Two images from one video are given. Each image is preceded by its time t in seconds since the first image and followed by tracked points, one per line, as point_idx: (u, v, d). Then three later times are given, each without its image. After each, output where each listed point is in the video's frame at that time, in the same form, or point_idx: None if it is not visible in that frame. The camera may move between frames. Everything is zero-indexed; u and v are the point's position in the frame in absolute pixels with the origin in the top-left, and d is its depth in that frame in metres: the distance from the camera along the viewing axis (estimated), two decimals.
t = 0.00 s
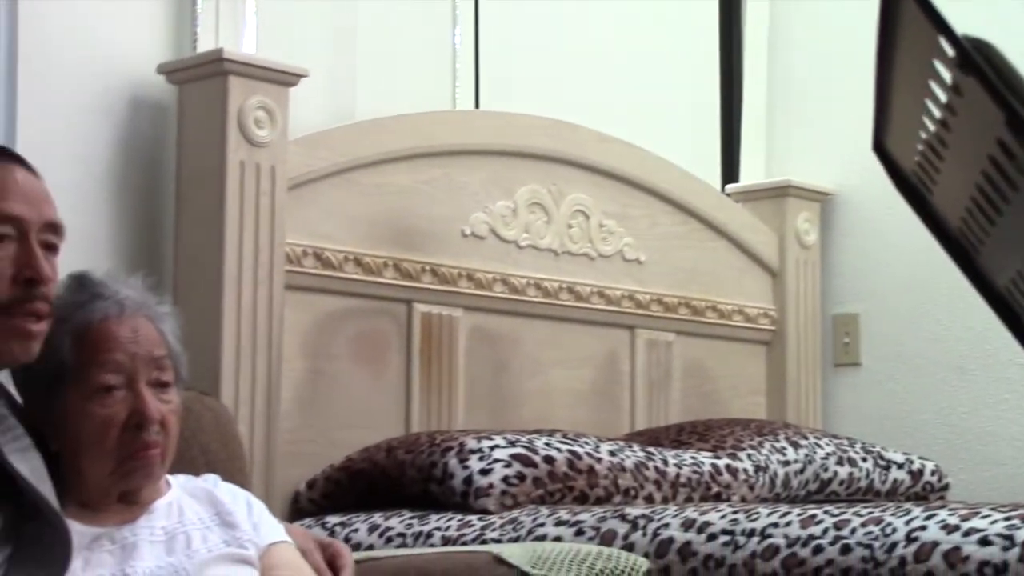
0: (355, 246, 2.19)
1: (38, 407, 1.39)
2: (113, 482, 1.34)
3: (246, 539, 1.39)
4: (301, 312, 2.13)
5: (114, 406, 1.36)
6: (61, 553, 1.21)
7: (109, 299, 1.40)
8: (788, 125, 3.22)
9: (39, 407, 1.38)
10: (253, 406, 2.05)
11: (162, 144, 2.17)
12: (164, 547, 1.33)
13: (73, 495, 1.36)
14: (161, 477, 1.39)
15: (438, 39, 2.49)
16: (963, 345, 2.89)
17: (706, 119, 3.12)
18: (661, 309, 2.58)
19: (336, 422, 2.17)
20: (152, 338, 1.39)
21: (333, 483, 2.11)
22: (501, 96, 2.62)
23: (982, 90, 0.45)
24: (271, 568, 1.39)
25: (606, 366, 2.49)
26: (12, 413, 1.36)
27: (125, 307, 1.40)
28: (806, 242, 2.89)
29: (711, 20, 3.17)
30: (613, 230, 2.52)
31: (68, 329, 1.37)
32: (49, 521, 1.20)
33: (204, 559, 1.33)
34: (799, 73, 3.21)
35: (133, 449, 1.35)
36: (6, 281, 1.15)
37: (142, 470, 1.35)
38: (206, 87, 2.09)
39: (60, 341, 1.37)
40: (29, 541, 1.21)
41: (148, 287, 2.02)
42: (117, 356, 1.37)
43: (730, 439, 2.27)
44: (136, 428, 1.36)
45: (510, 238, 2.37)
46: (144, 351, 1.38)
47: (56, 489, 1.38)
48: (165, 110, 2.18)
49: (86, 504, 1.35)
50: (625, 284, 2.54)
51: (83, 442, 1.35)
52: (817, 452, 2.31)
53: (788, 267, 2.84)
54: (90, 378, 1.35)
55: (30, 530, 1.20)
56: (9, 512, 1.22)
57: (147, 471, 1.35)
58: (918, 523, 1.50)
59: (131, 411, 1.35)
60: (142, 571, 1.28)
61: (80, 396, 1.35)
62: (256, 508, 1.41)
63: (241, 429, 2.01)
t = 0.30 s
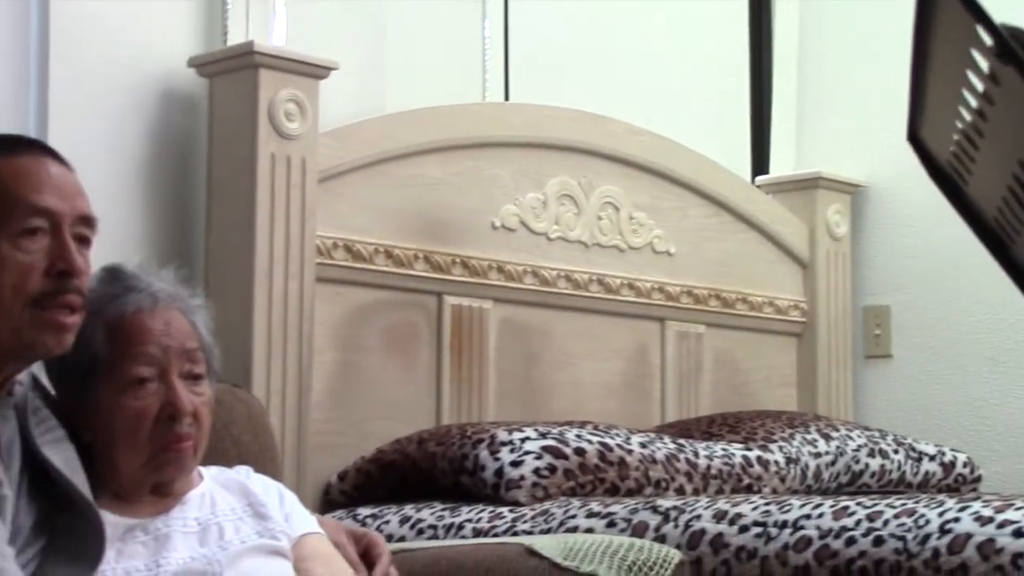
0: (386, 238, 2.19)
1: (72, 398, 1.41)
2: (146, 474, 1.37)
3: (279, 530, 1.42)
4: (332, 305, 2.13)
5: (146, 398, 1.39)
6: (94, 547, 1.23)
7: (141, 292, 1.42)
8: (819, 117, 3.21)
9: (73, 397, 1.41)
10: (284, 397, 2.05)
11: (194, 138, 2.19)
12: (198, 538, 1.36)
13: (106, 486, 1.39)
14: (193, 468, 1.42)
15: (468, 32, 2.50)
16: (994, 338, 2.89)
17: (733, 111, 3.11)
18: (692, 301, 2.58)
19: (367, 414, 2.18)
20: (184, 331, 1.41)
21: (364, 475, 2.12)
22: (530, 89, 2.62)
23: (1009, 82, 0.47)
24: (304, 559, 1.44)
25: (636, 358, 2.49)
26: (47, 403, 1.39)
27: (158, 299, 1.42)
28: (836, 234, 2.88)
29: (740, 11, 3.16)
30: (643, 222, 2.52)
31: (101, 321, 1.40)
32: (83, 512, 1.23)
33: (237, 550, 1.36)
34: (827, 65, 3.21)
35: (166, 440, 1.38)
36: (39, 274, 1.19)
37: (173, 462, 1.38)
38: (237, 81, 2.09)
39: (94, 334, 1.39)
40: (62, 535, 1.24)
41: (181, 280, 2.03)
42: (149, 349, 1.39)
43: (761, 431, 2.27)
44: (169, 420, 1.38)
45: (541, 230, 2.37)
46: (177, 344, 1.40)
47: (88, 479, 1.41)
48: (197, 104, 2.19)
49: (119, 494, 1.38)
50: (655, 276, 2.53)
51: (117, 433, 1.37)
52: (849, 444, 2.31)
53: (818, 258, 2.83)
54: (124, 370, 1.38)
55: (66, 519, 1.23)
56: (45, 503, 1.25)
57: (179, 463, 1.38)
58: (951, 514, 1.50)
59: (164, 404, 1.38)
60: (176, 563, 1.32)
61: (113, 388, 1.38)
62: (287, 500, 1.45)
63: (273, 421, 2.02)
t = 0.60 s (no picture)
0: (416, 227, 2.19)
1: (103, 385, 1.41)
2: (179, 462, 1.37)
3: (311, 518, 1.43)
4: (363, 293, 2.14)
5: (179, 387, 1.38)
6: (128, 535, 1.21)
7: (173, 280, 1.42)
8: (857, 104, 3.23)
9: (104, 384, 1.40)
10: (315, 385, 2.06)
11: (224, 126, 2.19)
12: (231, 526, 1.36)
13: (139, 474, 1.39)
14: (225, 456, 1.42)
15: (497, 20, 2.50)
16: None
17: (760, 100, 3.11)
18: (721, 289, 2.57)
19: (397, 402, 2.18)
20: (216, 319, 1.41)
21: (395, 464, 2.12)
22: (559, 77, 2.62)
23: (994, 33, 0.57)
24: (337, 547, 1.45)
25: (666, 346, 2.49)
26: (78, 391, 1.38)
27: (190, 287, 1.41)
28: (866, 222, 2.87)
29: None
30: (672, 210, 2.52)
31: (133, 309, 1.39)
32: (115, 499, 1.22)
33: (271, 537, 1.37)
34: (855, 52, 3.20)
35: (199, 430, 1.37)
36: (71, 262, 1.19)
37: (205, 451, 1.38)
38: (267, 70, 2.09)
39: (126, 322, 1.39)
40: (95, 525, 1.21)
41: (213, 268, 2.04)
42: (182, 337, 1.39)
43: (792, 419, 2.27)
44: (201, 408, 1.38)
45: (570, 218, 2.36)
46: (209, 332, 1.40)
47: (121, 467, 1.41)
48: (226, 93, 2.20)
49: (152, 482, 1.38)
50: (685, 265, 2.53)
51: (150, 422, 1.37)
52: (880, 433, 2.31)
53: (849, 246, 2.82)
54: (156, 359, 1.37)
55: (98, 508, 1.21)
56: (78, 493, 1.23)
57: (212, 451, 1.38)
58: (985, 502, 1.51)
59: (196, 392, 1.38)
60: (210, 550, 1.32)
61: (145, 376, 1.37)
62: (319, 487, 1.45)
63: (303, 409, 2.02)
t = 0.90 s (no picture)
0: (446, 213, 2.19)
1: (134, 371, 1.42)
2: (212, 447, 1.39)
3: (342, 503, 1.45)
4: (394, 280, 2.14)
5: (210, 372, 1.40)
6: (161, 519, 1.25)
7: (204, 267, 1.43)
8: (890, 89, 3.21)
9: (135, 370, 1.42)
10: (345, 371, 2.07)
11: (254, 114, 2.20)
12: (262, 510, 1.38)
13: (171, 457, 1.41)
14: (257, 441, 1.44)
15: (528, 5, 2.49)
16: None
17: (789, 85, 3.09)
18: (751, 275, 2.57)
19: (427, 388, 2.19)
20: (248, 305, 1.42)
21: (425, 450, 2.12)
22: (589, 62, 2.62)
23: (1016, 51, 0.64)
24: (370, 533, 1.48)
25: (696, 332, 2.49)
26: (111, 377, 1.40)
27: (221, 274, 1.43)
28: (897, 207, 2.85)
29: None
30: (703, 196, 2.51)
31: (164, 296, 1.41)
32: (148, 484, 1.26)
33: (303, 521, 1.38)
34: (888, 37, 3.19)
35: (231, 415, 1.40)
36: (105, 249, 1.23)
37: (238, 436, 1.40)
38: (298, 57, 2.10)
39: (158, 308, 1.41)
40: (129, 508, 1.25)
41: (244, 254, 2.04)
42: (213, 323, 1.41)
43: (822, 405, 2.27)
44: (233, 394, 1.40)
45: (600, 205, 2.36)
46: (241, 318, 1.41)
47: (153, 450, 1.43)
48: (258, 80, 2.21)
49: (184, 467, 1.40)
50: (715, 251, 2.53)
51: (182, 407, 1.39)
52: (911, 419, 2.31)
53: (879, 232, 2.81)
54: (188, 345, 1.39)
55: (132, 492, 1.25)
56: (111, 479, 1.27)
57: (244, 436, 1.40)
58: (1018, 488, 1.51)
59: (228, 378, 1.40)
60: (242, 534, 1.34)
61: (177, 362, 1.39)
62: (350, 472, 1.47)
63: (333, 395, 2.03)
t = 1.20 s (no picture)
0: (474, 200, 2.19)
1: (164, 357, 1.44)
2: (241, 434, 1.42)
3: (371, 488, 1.47)
4: (422, 266, 2.14)
5: (239, 359, 1.42)
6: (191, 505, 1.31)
7: (233, 254, 1.45)
8: (918, 75, 3.20)
9: (165, 357, 1.44)
10: (374, 358, 2.07)
11: (281, 101, 2.20)
12: (293, 495, 1.41)
13: (201, 443, 1.44)
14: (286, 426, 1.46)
15: None
16: None
17: (816, 71, 3.09)
18: (780, 261, 2.56)
19: (455, 375, 2.19)
20: (277, 292, 1.44)
21: (455, 436, 2.13)
22: (616, 48, 2.62)
23: None
24: (399, 518, 1.51)
25: (724, 318, 2.49)
26: (142, 364, 1.42)
27: (250, 261, 1.45)
28: (926, 192, 2.84)
29: None
30: (731, 181, 2.51)
31: (194, 284, 1.43)
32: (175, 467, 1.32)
33: (332, 506, 1.41)
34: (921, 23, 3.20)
35: (260, 401, 1.42)
36: (135, 236, 1.24)
37: (268, 421, 1.42)
38: (326, 44, 2.10)
39: (187, 296, 1.43)
40: (159, 495, 1.30)
41: (274, 240, 2.04)
42: (243, 310, 1.42)
43: (852, 390, 2.26)
44: (262, 381, 1.42)
45: (627, 191, 2.36)
46: (270, 305, 1.43)
47: (184, 435, 1.45)
48: (284, 68, 2.21)
49: (215, 452, 1.43)
50: (743, 237, 2.52)
51: (211, 394, 1.41)
52: (941, 404, 2.31)
53: (908, 218, 2.80)
54: (217, 331, 1.41)
55: (162, 479, 1.30)
56: (140, 464, 1.32)
57: (273, 422, 1.43)
58: None
59: (257, 364, 1.41)
60: (272, 519, 1.37)
61: (207, 348, 1.41)
62: (379, 456, 1.50)
63: (362, 381, 2.03)
